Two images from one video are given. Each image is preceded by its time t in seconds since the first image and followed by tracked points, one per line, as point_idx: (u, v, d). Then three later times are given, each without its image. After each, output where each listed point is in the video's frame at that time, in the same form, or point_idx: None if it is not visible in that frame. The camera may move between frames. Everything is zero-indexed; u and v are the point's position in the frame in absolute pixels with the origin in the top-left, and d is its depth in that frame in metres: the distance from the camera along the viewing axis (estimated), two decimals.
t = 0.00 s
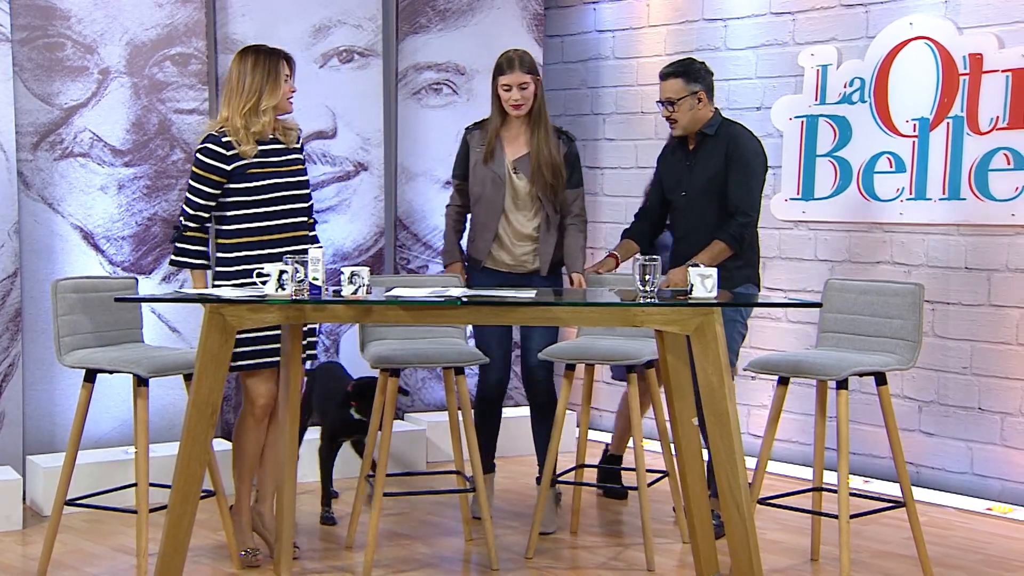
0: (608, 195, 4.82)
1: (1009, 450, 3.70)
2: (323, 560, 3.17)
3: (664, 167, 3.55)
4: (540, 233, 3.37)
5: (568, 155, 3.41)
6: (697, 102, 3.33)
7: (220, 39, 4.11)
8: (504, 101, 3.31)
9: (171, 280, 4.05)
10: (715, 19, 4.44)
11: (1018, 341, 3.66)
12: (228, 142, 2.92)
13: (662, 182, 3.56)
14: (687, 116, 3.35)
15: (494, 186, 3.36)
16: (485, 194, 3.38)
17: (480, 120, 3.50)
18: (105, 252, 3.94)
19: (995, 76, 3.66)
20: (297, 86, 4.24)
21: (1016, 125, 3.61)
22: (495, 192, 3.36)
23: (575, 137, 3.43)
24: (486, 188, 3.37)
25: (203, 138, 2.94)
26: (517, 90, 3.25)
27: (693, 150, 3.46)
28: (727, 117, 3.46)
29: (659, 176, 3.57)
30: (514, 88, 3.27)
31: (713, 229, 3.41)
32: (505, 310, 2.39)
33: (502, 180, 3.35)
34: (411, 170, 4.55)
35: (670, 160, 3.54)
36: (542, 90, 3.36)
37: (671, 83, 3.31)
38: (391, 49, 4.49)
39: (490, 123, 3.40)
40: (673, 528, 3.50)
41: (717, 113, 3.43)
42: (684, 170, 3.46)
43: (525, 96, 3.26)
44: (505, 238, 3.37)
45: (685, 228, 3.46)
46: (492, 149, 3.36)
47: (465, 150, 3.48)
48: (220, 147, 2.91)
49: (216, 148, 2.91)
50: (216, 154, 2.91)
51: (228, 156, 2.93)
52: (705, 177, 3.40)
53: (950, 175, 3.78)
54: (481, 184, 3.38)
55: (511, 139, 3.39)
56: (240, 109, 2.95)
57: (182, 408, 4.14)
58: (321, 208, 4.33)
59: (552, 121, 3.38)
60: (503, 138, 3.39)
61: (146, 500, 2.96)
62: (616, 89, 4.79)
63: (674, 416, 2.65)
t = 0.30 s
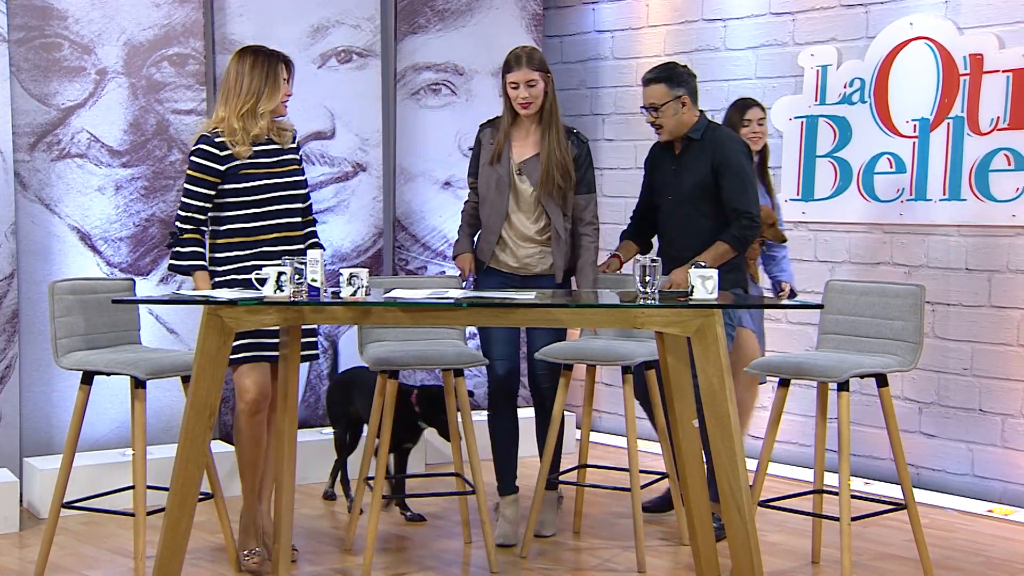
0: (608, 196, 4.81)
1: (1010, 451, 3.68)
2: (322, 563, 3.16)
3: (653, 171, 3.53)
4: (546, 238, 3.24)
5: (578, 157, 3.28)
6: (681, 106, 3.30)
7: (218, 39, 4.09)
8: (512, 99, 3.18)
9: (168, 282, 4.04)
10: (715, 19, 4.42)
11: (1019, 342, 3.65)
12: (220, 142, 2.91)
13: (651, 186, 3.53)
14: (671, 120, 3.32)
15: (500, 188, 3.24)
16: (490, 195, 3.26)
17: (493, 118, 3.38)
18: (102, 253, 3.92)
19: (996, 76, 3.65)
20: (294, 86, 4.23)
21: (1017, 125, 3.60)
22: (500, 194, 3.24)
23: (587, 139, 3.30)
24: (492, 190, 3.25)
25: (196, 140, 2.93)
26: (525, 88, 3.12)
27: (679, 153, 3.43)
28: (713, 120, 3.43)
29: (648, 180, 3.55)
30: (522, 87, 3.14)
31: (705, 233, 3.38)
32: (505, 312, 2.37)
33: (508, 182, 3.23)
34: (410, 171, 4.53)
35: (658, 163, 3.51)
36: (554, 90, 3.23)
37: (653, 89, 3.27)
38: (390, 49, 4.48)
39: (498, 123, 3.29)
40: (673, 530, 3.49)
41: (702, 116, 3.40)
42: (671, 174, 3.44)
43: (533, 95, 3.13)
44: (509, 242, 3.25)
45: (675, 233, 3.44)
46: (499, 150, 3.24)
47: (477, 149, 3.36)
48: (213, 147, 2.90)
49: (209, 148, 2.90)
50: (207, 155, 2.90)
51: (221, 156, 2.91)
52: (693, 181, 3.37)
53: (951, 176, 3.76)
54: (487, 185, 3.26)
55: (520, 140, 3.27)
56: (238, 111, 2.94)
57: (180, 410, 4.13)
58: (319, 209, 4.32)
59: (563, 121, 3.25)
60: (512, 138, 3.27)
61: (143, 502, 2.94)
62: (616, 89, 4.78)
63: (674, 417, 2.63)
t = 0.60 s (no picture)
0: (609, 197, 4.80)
1: (1012, 453, 3.67)
2: (321, 566, 3.14)
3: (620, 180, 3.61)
4: (540, 244, 3.20)
5: (577, 161, 3.23)
6: (642, 113, 3.41)
7: (217, 40, 4.08)
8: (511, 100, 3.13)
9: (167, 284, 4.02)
10: (715, 20, 4.41)
11: (1021, 344, 3.63)
12: (209, 143, 2.86)
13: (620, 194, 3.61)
14: (636, 127, 3.42)
15: (497, 189, 3.19)
16: (486, 197, 3.22)
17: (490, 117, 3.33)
18: (101, 255, 3.91)
19: (998, 76, 3.63)
20: (294, 87, 4.22)
21: (1019, 126, 3.58)
22: (495, 197, 3.20)
23: (587, 144, 3.25)
24: (488, 192, 3.21)
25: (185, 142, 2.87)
26: (525, 88, 3.06)
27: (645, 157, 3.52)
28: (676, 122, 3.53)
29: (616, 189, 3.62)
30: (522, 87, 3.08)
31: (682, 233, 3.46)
32: (505, 314, 2.36)
33: (505, 184, 3.19)
34: (410, 172, 4.52)
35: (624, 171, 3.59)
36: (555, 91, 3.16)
37: (615, 99, 3.39)
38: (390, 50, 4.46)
39: (497, 123, 3.24)
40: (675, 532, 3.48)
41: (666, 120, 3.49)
42: (639, 180, 3.52)
43: (533, 96, 3.07)
44: (503, 245, 3.22)
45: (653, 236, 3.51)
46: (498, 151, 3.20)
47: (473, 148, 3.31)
48: (201, 148, 2.84)
49: (198, 149, 2.84)
50: (197, 157, 2.84)
51: (210, 157, 2.85)
52: (664, 183, 3.46)
53: (953, 177, 3.75)
54: (483, 187, 3.22)
55: (518, 141, 3.22)
56: (228, 114, 2.88)
57: (179, 413, 4.11)
58: (319, 210, 4.31)
59: (563, 125, 3.19)
60: (509, 139, 3.22)
61: (142, 506, 2.92)
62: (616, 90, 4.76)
63: (675, 419, 2.62)
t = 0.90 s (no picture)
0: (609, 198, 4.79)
1: (1014, 456, 3.66)
2: (321, 569, 3.13)
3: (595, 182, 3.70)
4: (548, 243, 3.18)
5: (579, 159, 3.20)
6: (621, 111, 3.57)
7: (216, 41, 4.07)
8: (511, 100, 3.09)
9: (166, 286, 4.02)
10: (716, 20, 4.40)
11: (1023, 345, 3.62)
12: (204, 151, 2.83)
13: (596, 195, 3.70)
14: (617, 125, 3.58)
15: (500, 192, 3.17)
16: (490, 200, 3.19)
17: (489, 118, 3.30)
18: (100, 256, 3.90)
19: (999, 77, 3.62)
20: (293, 88, 4.21)
21: (1022, 127, 3.56)
22: (500, 198, 3.17)
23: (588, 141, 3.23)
24: (491, 194, 3.18)
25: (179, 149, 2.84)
26: (523, 88, 3.03)
27: (623, 155, 3.65)
28: (650, 122, 3.70)
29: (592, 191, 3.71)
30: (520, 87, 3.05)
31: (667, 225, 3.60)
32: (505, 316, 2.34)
33: (508, 186, 3.16)
34: (410, 173, 4.51)
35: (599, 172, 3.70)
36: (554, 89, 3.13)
37: (597, 100, 3.53)
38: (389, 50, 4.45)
39: (497, 125, 3.21)
40: (676, 535, 3.46)
41: (641, 118, 3.66)
42: (619, 177, 3.63)
43: (532, 96, 3.04)
44: (509, 247, 3.19)
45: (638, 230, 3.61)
46: (499, 153, 3.17)
47: (474, 149, 3.28)
48: (195, 155, 2.81)
49: (192, 158, 2.80)
50: (191, 164, 2.80)
51: (206, 165, 2.82)
52: (646, 176, 3.59)
53: (954, 178, 3.74)
54: (486, 189, 3.19)
55: (519, 142, 3.19)
56: (220, 119, 2.87)
57: (178, 415, 4.10)
58: (318, 212, 4.30)
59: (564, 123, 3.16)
60: (511, 140, 3.19)
61: (141, 509, 2.91)
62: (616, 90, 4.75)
63: (677, 421, 2.60)
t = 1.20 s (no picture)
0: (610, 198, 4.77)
1: (1018, 457, 3.65)
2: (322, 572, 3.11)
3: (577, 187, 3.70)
4: (550, 244, 3.11)
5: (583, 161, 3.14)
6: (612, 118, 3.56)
7: (217, 41, 4.06)
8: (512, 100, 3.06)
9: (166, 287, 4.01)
10: (718, 20, 4.38)
11: None
12: (208, 155, 2.78)
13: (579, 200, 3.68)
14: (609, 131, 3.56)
15: (502, 191, 3.13)
16: (493, 200, 3.15)
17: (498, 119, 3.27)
18: (100, 257, 3.89)
19: (1003, 77, 3.61)
20: (294, 88, 4.20)
21: None
22: (502, 199, 3.13)
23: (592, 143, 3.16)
24: (494, 193, 3.15)
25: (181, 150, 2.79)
26: (524, 89, 2.99)
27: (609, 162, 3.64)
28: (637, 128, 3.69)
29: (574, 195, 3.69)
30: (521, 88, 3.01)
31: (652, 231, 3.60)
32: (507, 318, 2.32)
33: (510, 185, 3.12)
34: (410, 174, 4.48)
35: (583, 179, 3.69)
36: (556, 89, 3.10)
37: (590, 108, 3.51)
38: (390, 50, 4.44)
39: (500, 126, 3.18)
40: (678, 537, 3.45)
41: (629, 123, 3.65)
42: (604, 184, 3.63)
43: (532, 96, 3.00)
44: (511, 247, 3.14)
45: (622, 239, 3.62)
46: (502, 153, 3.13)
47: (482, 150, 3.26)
48: (200, 159, 2.76)
49: (196, 161, 2.76)
50: (194, 167, 2.76)
51: (208, 169, 2.78)
52: (637, 182, 3.58)
53: (957, 178, 3.73)
54: (489, 190, 3.16)
55: (524, 143, 3.15)
56: (221, 124, 2.84)
57: (178, 416, 4.09)
58: (319, 212, 4.30)
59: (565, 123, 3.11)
60: (513, 141, 3.15)
61: (141, 511, 2.89)
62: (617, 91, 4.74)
63: (679, 422, 2.59)
